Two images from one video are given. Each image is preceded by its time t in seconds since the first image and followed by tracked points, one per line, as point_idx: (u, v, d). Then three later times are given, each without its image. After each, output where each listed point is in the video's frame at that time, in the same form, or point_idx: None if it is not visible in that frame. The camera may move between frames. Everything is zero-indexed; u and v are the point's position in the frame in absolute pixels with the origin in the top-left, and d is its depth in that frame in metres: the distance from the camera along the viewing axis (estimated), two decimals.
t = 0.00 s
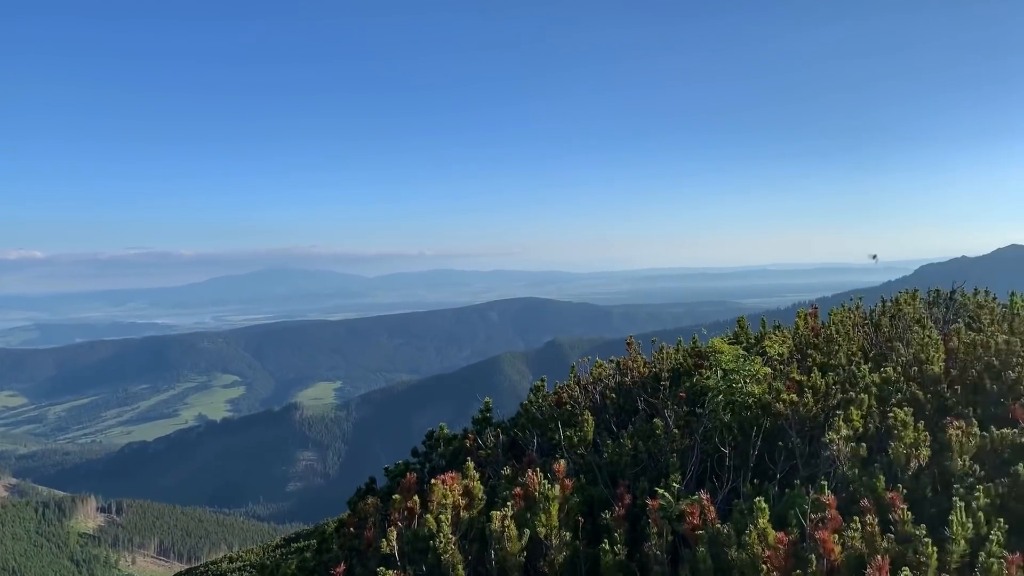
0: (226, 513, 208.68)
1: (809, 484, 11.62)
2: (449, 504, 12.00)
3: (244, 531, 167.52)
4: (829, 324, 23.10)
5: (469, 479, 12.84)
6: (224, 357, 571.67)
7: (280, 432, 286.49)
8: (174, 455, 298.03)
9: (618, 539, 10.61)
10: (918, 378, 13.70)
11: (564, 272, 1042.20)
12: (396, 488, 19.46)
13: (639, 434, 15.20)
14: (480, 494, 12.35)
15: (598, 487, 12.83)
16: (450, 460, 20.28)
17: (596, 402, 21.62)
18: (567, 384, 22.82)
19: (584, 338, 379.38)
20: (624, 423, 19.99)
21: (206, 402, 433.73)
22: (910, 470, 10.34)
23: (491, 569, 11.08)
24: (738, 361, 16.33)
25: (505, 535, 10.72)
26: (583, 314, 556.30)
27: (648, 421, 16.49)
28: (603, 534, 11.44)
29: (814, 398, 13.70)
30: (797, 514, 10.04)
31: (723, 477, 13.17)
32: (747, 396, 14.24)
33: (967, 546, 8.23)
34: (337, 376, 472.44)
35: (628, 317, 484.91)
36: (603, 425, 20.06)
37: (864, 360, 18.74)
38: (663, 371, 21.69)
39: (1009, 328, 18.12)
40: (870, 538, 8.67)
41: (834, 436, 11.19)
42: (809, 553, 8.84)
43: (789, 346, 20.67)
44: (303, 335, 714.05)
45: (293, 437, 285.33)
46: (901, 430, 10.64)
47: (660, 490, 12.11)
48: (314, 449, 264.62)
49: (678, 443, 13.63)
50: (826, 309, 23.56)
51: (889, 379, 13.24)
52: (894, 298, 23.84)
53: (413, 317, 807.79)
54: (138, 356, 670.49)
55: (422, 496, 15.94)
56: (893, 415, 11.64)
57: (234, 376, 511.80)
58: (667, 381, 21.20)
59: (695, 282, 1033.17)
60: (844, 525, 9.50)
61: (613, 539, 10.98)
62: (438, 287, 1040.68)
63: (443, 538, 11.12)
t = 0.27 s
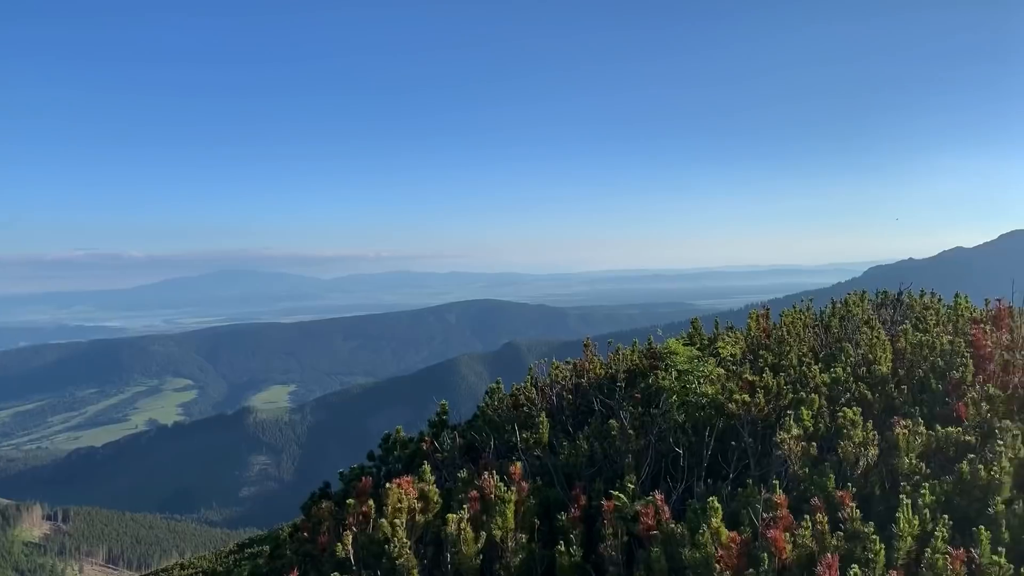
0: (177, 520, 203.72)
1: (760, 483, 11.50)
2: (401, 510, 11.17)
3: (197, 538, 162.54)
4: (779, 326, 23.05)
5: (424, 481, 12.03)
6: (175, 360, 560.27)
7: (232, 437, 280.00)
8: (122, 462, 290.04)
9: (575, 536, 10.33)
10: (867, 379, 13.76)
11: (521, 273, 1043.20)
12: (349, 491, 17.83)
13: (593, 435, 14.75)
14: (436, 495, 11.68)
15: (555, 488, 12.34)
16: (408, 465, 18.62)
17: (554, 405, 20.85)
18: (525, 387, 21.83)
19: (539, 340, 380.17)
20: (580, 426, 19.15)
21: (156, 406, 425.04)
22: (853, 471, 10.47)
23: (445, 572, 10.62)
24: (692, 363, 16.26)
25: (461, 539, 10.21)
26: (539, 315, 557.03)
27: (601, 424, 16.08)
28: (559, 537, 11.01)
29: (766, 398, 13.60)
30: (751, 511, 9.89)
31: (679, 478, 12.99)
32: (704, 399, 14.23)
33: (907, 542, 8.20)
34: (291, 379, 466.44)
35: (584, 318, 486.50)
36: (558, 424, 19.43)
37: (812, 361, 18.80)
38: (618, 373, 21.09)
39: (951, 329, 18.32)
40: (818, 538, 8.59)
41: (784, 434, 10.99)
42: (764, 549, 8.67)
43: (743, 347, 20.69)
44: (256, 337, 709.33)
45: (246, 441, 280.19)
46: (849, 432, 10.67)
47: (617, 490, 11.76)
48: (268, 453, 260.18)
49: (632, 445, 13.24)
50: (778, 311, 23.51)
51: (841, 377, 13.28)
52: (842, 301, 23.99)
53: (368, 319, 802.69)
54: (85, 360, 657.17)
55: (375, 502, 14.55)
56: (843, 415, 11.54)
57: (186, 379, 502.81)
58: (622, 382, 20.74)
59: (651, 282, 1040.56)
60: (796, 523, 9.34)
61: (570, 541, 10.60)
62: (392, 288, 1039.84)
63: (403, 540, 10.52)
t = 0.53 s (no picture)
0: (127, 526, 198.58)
1: (712, 485, 11.38)
2: (357, 514, 10.61)
3: (149, 545, 157.76)
4: (733, 327, 23.07)
5: (379, 484, 11.55)
6: (124, 362, 547.70)
7: (185, 441, 274.21)
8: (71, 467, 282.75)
9: (532, 540, 10.02)
10: (817, 379, 13.83)
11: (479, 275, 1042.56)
12: (304, 498, 17.01)
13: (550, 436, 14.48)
14: (393, 501, 11.19)
15: (511, 490, 12.03)
16: (362, 469, 17.96)
17: (511, 407, 20.34)
18: (483, 390, 21.24)
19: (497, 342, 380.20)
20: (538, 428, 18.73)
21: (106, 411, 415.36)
22: (803, 469, 10.43)
23: None
24: (646, 364, 16.20)
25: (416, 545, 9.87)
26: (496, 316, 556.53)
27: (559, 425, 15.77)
28: (513, 542, 10.71)
29: (721, 398, 13.53)
30: (704, 513, 9.72)
31: (634, 478, 12.78)
32: (659, 400, 14.11)
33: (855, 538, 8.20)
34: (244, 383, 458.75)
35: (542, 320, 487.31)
36: (518, 427, 18.96)
37: (766, 362, 18.84)
38: (577, 374, 20.77)
39: (898, 329, 18.51)
40: (768, 539, 8.53)
41: (739, 437, 10.89)
42: (715, 549, 8.55)
43: (698, 348, 20.75)
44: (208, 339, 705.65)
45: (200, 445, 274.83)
46: (802, 430, 10.65)
47: (574, 493, 11.51)
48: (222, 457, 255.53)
49: (591, 447, 12.98)
50: (731, 311, 23.47)
51: (794, 377, 13.33)
52: (795, 302, 24.12)
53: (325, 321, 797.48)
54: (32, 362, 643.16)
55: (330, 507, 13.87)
56: (793, 415, 11.47)
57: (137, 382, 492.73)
58: (579, 384, 20.44)
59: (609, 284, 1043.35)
60: (750, 523, 9.23)
61: (526, 543, 10.32)
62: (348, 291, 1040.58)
63: (354, 543, 10.13)
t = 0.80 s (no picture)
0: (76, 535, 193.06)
1: (665, 486, 11.10)
2: (314, 520, 9.93)
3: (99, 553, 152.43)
4: (687, 329, 22.83)
5: (333, 487, 10.84)
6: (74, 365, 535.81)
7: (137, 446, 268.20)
8: (17, 473, 274.72)
9: (489, 543, 9.51)
10: (769, 379, 13.69)
11: (437, 278, 1042.46)
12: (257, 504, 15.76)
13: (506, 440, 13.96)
14: (349, 504, 10.47)
15: (468, 495, 11.46)
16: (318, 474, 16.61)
17: (469, 410, 19.54)
18: (439, 395, 20.27)
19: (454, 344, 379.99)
20: (495, 431, 17.98)
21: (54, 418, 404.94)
22: (757, 468, 10.19)
23: None
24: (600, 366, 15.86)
25: (372, 548, 9.34)
26: (455, 318, 555.84)
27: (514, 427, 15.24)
28: (469, 543, 10.22)
29: (676, 400, 13.29)
30: (656, 512, 9.29)
31: (590, 480, 12.45)
32: (615, 401, 13.88)
33: (810, 535, 7.95)
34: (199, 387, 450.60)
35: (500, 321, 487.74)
36: (475, 430, 18.16)
37: (718, 364, 18.71)
38: (534, 377, 20.06)
39: (850, 330, 18.55)
40: (721, 537, 8.20)
41: (692, 436, 10.65)
42: (669, 549, 8.17)
43: (652, 349, 20.57)
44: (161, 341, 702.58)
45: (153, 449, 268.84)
46: (752, 431, 10.49)
47: (528, 496, 11.02)
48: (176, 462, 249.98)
49: (547, 449, 12.62)
50: (686, 313, 23.34)
51: (744, 378, 13.14)
52: (748, 303, 24.04)
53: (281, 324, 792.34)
54: None
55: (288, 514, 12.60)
56: (748, 415, 11.23)
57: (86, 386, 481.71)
58: (536, 386, 19.78)
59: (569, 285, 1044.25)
60: (703, 522, 8.86)
61: (482, 546, 9.78)
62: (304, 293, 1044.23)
63: (310, 550, 9.35)
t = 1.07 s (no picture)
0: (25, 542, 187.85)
1: (621, 487, 10.73)
2: (267, 524, 9.12)
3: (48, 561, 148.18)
4: (645, 332, 22.48)
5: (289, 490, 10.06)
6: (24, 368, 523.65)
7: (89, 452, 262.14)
8: None
9: (441, 546, 8.92)
10: (725, 380, 13.43)
11: (397, 280, 1040.75)
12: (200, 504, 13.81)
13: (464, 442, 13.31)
14: (307, 509, 9.71)
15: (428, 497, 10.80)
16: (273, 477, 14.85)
17: (426, 411, 18.67)
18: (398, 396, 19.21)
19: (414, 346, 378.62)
20: (455, 432, 17.12)
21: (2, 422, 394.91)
22: (713, 469, 9.85)
23: None
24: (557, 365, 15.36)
25: (326, 552, 8.68)
26: (415, 319, 553.40)
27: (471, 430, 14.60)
28: (424, 548, 9.61)
29: (632, 400, 12.93)
30: (612, 513, 8.82)
31: (546, 482, 12.01)
32: (571, 402, 13.42)
33: (763, 536, 7.60)
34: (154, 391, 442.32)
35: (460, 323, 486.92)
36: (434, 431, 17.34)
37: (676, 364, 18.42)
38: (494, 378, 19.25)
39: (804, 330, 18.47)
40: (678, 538, 7.75)
41: (650, 436, 10.32)
42: (627, 550, 7.74)
43: (610, 350, 20.24)
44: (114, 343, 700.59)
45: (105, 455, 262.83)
46: (708, 431, 10.15)
47: (486, 496, 10.45)
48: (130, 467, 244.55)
49: (501, 450, 12.11)
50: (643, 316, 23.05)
51: (700, 378, 12.80)
52: (705, 305, 23.85)
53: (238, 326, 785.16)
54: None
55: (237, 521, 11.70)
56: (704, 414, 10.88)
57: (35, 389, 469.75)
58: (496, 387, 18.99)
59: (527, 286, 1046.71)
60: (661, 523, 8.42)
61: (439, 552, 9.17)
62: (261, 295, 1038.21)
63: (259, 556, 8.51)
